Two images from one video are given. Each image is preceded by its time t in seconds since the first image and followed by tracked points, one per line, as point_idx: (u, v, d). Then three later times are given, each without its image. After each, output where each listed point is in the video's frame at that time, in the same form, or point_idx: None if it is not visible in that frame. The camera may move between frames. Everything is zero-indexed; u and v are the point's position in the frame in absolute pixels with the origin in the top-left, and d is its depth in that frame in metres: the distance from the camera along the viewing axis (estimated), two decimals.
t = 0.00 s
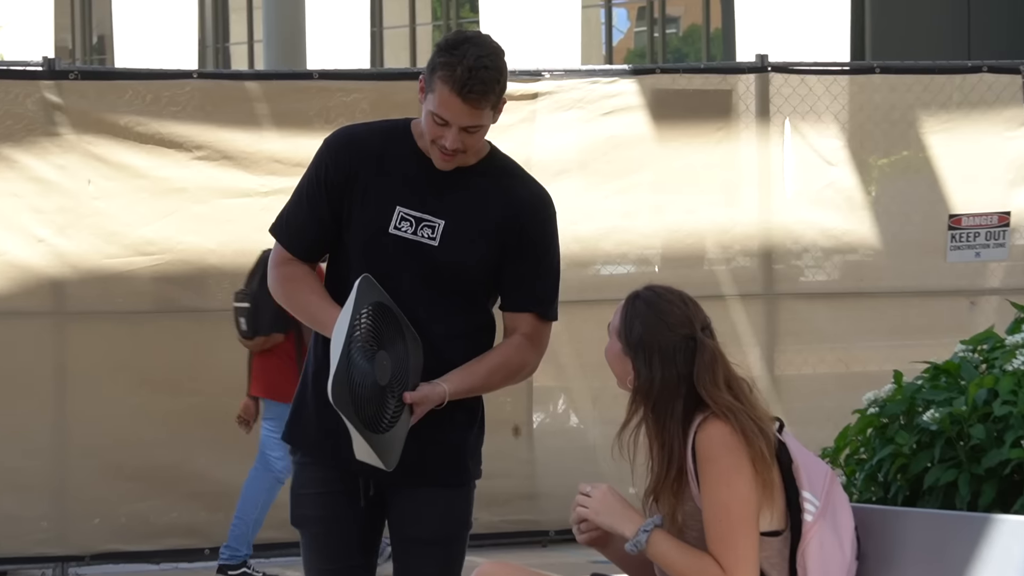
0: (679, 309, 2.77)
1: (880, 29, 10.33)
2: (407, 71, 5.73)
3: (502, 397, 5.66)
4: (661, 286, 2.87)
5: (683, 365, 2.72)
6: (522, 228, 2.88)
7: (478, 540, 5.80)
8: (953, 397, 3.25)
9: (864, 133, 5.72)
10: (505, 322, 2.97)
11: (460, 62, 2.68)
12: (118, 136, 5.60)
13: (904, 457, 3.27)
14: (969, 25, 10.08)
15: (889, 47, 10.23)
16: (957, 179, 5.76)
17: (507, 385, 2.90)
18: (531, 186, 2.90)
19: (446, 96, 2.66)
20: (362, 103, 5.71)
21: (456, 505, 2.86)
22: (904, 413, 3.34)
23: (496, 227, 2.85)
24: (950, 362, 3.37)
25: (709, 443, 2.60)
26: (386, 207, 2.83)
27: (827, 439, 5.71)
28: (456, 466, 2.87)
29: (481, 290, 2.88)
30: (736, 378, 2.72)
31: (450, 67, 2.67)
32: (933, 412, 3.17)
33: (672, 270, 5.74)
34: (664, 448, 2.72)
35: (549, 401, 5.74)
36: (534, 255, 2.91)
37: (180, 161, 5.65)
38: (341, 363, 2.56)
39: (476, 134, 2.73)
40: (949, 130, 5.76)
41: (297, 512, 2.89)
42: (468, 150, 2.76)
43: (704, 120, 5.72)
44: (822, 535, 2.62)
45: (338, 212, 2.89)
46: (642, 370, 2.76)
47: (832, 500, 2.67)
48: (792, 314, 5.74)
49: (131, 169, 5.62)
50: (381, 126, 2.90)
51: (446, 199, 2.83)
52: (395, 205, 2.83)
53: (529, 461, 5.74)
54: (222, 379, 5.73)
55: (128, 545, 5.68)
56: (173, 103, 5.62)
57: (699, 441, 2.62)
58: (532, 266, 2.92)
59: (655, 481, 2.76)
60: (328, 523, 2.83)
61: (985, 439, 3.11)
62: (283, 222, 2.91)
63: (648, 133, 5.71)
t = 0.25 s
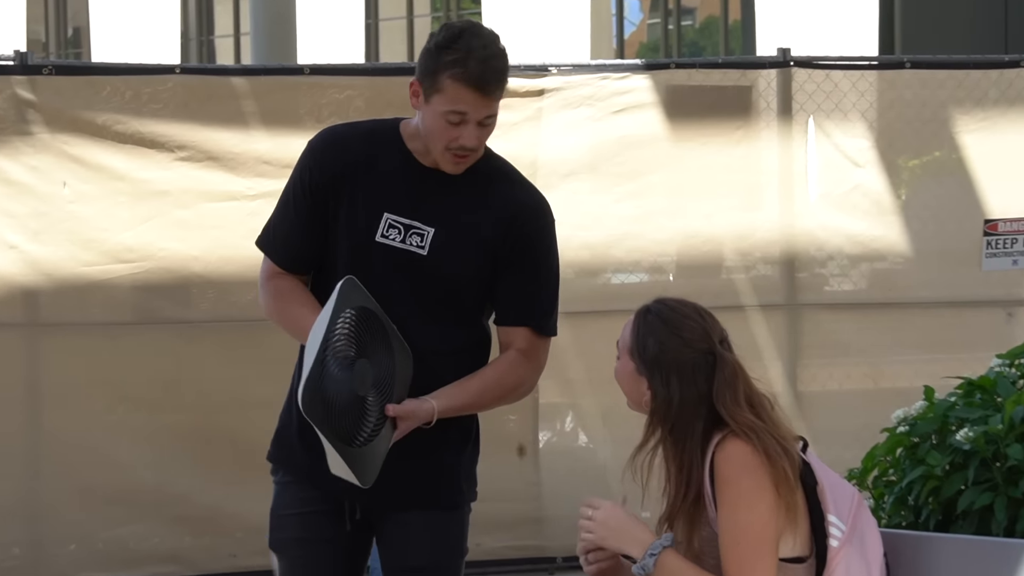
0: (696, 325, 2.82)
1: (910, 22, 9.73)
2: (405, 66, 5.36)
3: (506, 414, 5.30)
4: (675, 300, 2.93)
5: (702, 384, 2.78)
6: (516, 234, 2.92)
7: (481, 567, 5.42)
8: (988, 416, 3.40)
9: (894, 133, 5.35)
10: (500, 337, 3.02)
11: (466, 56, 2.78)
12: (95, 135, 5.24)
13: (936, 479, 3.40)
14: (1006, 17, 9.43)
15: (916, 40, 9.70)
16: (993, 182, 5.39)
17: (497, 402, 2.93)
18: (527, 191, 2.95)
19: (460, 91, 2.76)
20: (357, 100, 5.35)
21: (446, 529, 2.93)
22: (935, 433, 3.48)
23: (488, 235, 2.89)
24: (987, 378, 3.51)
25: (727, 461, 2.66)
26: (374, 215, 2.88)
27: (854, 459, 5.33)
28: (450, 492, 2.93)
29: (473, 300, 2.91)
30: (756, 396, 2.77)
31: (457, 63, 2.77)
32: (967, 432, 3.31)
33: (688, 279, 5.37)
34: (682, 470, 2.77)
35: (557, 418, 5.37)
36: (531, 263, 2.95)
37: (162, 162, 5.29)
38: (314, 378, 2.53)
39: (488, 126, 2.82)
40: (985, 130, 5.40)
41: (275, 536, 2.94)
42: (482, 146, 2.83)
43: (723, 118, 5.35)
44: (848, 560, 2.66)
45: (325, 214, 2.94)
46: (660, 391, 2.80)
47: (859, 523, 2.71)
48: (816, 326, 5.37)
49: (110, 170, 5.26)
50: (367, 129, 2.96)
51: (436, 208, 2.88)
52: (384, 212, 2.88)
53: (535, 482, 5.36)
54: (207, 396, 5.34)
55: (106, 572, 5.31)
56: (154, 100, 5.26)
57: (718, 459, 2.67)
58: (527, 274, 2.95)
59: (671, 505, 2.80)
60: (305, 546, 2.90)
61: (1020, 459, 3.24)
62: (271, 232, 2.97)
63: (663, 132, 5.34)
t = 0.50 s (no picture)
0: (718, 335, 2.62)
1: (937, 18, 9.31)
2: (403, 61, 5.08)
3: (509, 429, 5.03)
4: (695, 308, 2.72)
5: (724, 399, 2.59)
6: (502, 236, 2.69)
7: None
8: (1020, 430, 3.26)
9: (919, 132, 5.06)
10: (489, 348, 2.74)
11: (477, 43, 2.57)
12: (75, 134, 4.96)
13: (964, 497, 3.27)
14: None
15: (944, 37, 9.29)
16: None
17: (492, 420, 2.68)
18: (508, 191, 2.72)
19: (473, 79, 2.55)
20: (352, 97, 5.07)
21: (432, 545, 2.71)
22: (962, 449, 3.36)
23: (473, 239, 2.66)
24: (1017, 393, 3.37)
25: (743, 479, 2.49)
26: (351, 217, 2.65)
27: (878, 477, 5.04)
28: (433, 503, 2.72)
29: (458, 307, 2.70)
30: (780, 414, 2.58)
31: (465, 49, 2.56)
32: (998, 448, 3.19)
33: (701, 286, 5.09)
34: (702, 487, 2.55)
35: (563, 433, 5.09)
36: (516, 268, 2.71)
37: (146, 162, 5.01)
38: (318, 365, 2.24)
39: (489, 118, 2.61)
40: (1015, 128, 5.10)
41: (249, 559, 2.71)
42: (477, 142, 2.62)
43: (738, 116, 5.07)
44: None
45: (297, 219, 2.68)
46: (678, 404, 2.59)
47: (881, 545, 2.51)
48: (837, 335, 5.08)
49: (91, 171, 4.98)
50: (342, 126, 2.71)
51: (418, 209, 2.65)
52: (362, 215, 2.64)
53: (540, 501, 5.08)
54: (194, 409, 5.06)
55: None
56: (138, 97, 4.98)
57: (733, 477, 2.51)
58: (515, 279, 2.71)
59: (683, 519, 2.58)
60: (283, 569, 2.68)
61: None
62: (235, 235, 2.72)
63: (675, 131, 5.06)
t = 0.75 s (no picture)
0: (738, 336, 2.49)
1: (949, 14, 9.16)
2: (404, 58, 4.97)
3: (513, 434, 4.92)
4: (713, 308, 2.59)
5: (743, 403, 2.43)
6: (498, 234, 2.56)
7: None
8: None
9: (932, 131, 4.95)
10: (490, 349, 2.60)
11: (463, 28, 2.45)
12: (69, 132, 4.85)
13: (978, 503, 3.23)
14: None
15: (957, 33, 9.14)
16: None
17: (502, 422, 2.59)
18: (500, 187, 2.59)
19: (460, 65, 2.42)
20: (352, 94, 4.95)
21: (437, 549, 2.59)
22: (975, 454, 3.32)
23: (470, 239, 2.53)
24: None
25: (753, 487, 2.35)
26: (343, 219, 2.49)
27: (889, 483, 4.93)
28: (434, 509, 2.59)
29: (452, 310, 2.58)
30: (798, 420, 2.45)
31: (452, 34, 2.43)
32: (1012, 453, 3.16)
33: (709, 288, 4.98)
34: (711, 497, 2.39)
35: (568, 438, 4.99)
36: (513, 266, 2.59)
37: (142, 161, 4.90)
38: (326, 350, 2.23)
39: (481, 106, 2.47)
40: None
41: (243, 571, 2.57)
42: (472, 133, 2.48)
43: (747, 114, 4.96)
44: None
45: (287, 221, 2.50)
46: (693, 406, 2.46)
47: (894, 553, 2.40)
48: (847, 338, 4.98)
49: (85, 170, 4.87)
50: (328, 125, 2.54)
51: (414, 208, 2.51)
52: (355, 216, 2.49)
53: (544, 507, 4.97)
54: (191, 413, 4.95)
55: None
56: (133, 94, 4.87)
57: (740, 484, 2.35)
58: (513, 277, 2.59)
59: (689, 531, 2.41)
60: None
61: None
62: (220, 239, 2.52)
63: (682, 129, 4.95)
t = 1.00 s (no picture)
0: (740, 327, 2.42)
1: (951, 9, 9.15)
2: (407, 51, 4.97)
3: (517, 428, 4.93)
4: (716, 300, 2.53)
5: (746, 393, 2.38)
6: (529, 224, 2.59)
7: None
8: None
9: (935, 125, 4.95)
10: (522, 339, 2.66)
11: (489, 20, 2.44)
12: (72, 126, 4.85)
13: (981, 496, 3.23)
14: None
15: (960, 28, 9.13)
16: None
17: (537, 410, 2.65)
18: (530, 175, 2.62)
19: (484, 57, 2.42)
20: (356, 88, 4.95)
21: (461, 546, 2.61)
22: (978, 447, 3.33)
23: (502, 229, 2.57)
24: None
25: (753, 480, 2.26)
26: (377, 210, 2.51)
27: (893, 476, 4.93)
28: (463, 502, 2.61)
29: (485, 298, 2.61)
30: (803, 413, 2.37)
31: (478, 27, 2.43)
32: (1015, 446, 3.16)
33: (713, 281, 4.98)
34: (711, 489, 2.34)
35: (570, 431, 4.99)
36: (546, 254, 2.63)
37: (145, 155, 4.90)
38: (370, 329, 2.23)
39: (506, 100, 2.47)
40: None
41: (267, 561, 2.58)
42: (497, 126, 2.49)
43: (751, 107, 4.96)
44: None
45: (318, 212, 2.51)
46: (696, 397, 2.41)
47: (899, 546, 2.31)
48: (851, 331, 4.98)
49: (88, 164, 4.87)
50: (359, 116, 2.55)
51: (447, 198, 2.54)
52: (388, 206, 2.52)
53: (547, 500, 4.98)
54: (195, 407, 4.96)
55: None
56: (137, 88, 4.87)
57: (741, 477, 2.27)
58: (544, 267, 2.63)
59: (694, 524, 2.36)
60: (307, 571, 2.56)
61: None
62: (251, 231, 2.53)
63: (686, 123, 4.95)
